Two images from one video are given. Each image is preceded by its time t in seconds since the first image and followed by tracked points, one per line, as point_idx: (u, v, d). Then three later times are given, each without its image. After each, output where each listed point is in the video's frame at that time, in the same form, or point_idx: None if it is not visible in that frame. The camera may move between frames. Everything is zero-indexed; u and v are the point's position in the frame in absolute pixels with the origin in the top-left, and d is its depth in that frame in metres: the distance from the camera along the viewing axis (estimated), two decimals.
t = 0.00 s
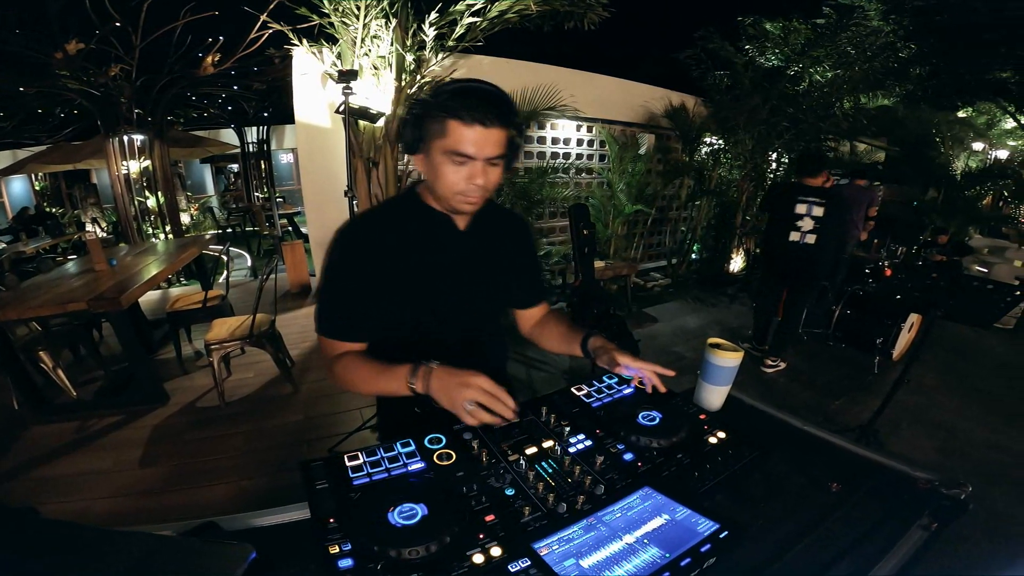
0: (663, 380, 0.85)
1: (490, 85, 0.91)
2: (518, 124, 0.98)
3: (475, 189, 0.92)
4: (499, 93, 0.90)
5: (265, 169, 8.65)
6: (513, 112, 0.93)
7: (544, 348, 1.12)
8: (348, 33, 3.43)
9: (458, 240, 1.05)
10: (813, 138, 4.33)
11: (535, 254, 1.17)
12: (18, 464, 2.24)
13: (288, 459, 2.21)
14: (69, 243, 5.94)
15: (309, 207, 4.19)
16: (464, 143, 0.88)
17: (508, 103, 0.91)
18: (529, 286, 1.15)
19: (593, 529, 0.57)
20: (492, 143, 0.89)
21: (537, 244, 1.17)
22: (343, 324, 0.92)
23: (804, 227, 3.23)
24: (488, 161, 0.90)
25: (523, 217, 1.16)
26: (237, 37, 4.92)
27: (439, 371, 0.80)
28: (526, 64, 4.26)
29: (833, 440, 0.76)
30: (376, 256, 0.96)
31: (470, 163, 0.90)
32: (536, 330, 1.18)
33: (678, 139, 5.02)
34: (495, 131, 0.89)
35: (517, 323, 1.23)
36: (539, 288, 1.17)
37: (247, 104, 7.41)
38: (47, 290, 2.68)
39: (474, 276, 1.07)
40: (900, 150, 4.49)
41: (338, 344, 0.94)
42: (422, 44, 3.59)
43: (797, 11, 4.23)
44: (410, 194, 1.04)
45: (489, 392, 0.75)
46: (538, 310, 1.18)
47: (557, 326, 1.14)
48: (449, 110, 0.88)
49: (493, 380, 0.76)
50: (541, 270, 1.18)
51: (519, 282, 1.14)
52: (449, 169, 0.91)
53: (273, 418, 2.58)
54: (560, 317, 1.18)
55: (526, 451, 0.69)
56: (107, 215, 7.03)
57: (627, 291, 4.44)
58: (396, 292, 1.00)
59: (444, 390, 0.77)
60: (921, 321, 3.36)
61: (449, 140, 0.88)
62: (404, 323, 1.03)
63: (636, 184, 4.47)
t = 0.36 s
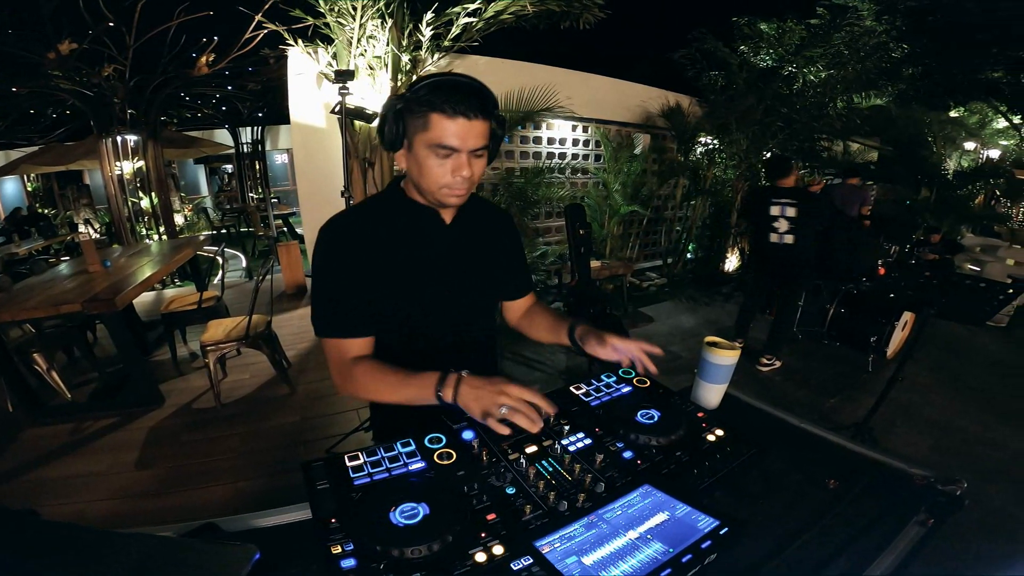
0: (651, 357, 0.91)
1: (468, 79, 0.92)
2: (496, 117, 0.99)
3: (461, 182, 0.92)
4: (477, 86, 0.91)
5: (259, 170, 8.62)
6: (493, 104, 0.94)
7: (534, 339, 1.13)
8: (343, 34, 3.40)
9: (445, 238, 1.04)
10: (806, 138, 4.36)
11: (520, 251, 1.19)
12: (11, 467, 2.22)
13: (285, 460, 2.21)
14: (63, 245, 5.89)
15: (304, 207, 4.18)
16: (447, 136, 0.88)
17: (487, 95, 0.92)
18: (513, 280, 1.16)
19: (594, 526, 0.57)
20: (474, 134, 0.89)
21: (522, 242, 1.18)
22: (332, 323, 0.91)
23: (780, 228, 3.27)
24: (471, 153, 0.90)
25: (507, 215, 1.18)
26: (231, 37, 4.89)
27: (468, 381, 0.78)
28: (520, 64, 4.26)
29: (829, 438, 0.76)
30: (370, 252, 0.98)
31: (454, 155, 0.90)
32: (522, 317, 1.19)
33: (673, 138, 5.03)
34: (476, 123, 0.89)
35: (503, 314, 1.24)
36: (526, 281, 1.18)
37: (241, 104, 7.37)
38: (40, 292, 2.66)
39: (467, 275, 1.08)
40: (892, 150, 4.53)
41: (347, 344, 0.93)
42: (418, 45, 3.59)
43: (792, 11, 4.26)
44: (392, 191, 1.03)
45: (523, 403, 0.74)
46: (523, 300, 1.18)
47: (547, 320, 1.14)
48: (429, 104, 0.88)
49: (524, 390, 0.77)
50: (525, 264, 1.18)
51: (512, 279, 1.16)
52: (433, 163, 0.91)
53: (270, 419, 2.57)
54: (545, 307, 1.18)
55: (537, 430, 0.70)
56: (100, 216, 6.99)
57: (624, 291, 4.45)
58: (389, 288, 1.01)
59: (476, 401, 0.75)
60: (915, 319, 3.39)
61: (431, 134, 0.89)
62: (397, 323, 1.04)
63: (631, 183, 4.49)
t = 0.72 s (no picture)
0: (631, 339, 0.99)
1: (484, 83, 0.93)
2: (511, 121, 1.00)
3: (477, 184, 0.92)
4: (493, 91, 0.92)
5: (254, 170, 8.58)
6: (508, 109, 0.95)
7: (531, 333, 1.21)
8: (339, 34, 3.39)
9: (457, 238, 1.05)
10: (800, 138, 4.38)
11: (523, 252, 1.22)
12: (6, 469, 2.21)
13: (282, 461, 2.20)
14: (55, 246, 5.84)
15: (299, 208, 4.16)
16: (465, 138, 0.89)
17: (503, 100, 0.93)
18: (517, 278, 1.19)
19: (595, 524, 0.58)
20: (490, 136, 0.90)
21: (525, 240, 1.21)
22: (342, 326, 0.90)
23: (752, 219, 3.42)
24: (488, 156, 0.91)
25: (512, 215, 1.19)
26: (225, 36, 4.89)
27: (481, 391, 0.78)
28: (515, 64, 4.27)
29: (826, 436, 0.77)
30: (381, 256, 0.97)
31: (470, 158, 0.90)
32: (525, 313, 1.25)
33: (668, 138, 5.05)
34: (493, 126, 0.90)
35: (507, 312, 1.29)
36: (528, 278, 1.22)
37: (235, 104, 7.34)
38: (34, 294, 2.63)
39: (473, 274, 1.08)
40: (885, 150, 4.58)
41: (356, 348, 0.92)
42: (414, 45, 3.59)
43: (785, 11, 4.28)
44: (407, 192, 1.04)
45: (529, 417, 0.72)
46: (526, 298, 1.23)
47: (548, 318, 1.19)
48: (447, 108, 0.89)
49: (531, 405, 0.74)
50: (528, 265, 1.23)
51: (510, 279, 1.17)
52: (449, 165, 0.91)
53: (266, 420, 2.56)
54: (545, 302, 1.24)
55: (529, 448, 0.68)
56: (93, 217, 6.93)
57: (619, 291, 4.46)
58: (396, 290, 0.99)
59: (487, 410, 0.74)
60: (909, 318, 3.42)
61: (450, 136, 0.89)
62: (405, 323, 1.03)
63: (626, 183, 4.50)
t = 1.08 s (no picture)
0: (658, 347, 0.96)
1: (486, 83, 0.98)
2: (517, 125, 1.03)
3: (468, 172, 0.94)
4: (493, 87, 0.96)
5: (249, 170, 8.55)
6: (509, 106, 0.98)
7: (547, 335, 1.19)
8: (334, 34, 3.38)
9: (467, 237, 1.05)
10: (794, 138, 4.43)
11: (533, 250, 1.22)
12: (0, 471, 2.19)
13: (279, 463, 2.19)
14: (47, 247, 5.79)
15: (295, 209, 4.14)
16: (460, 126, 0.93)
17: (504, 97, 0.97)
18: (530, 278, 1.18)
19: (595, 522, 0.58)
20: (483, 124, 0.93)
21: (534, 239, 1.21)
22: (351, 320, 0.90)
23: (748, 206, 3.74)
24: (479, 144, 0.93)
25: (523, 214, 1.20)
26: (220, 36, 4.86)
27: (479, 386, 0.79)
28: (511, 64, 4.27)
29: (821, 433, 0.78)
30: (394, 253, 0.97)
31: (464, 146, 0.93)
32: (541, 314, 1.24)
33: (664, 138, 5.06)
34: (487, 116, 0.93)
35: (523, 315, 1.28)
36: (540, 279, 1.20)
37: (230, 104, 7.31)
38: (28, 295, 2.62)
39: (480, 272, 1.07)
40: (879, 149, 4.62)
41: (364, 343, 0.92)
42: (410, 44, 3.58)
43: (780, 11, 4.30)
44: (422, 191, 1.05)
45: (530, 409, 0.75)
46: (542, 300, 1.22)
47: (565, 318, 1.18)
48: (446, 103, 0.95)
49: (528, 397, 0.78)
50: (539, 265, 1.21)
51: (514, 280, 1.15)
52: (445, 155, 0.95)
53: (263, 421, 2.55)
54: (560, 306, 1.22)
55: (538, 437, 0.71)
56: (86, 218, 6.88)
57: (615, 290, 4.47)
58: (403, 288, 0.99)
59: (484, 405, 0.76)
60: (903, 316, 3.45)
61: (447, 125, 0.94)
62: (410, 320, 1.03)
63: (622, 183, 4.50)
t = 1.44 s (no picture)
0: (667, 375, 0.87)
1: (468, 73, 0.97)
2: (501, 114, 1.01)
3: (450, 164, 0.93)
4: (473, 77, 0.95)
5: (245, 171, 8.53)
6: (491, 96, 0.97)
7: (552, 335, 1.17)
8: (332, 34, 3.38)
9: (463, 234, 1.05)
10: (790, 138, 4.47)
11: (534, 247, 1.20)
12: None
13: (277, 463, 2.19)
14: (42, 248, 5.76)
15: (292, 210, 4.13)
16: (439, 119, 0.92)
17: (484, 87, 0.96)
18: (530, 277, 1.17)
19: (596, 520, 0.58)
20: (463, 115, 0.92)
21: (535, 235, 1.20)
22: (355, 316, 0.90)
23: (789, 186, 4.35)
24: (459, 135, 0.92)
25: (521, 210, 1.19)
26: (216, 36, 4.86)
27: (483, 387, 0.78)
28: (509, 64, 4.27)
29: (819, 431, 0.78)
30: (392, 248, 0.96)
31: (443, 138, 0.92)
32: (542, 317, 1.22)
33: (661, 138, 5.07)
34: (466, 106, 0.92)
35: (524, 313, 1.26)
36: (542, 276, 1.19)
37: (226, 104, 7.30)
38: (23, 296, 2.60)
39: (481, 268, 1.08)
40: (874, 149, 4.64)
41: (368, 339, 0.92)
42: (408, 45, 3.59)
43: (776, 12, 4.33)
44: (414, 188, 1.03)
45: (529, 416, 0.73)
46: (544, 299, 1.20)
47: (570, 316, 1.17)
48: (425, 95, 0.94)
49: (530, 404, 0.75)
50: (541, 263, 1.20)
51: (513, 280, 1.15)
52: (427, 148, 0.95)
53: (261, 422, 2.55)
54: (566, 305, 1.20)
55: (528, 445, 0.69)
56: (82, 218, 6.85)
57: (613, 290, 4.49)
58: (405, 287, 0.99)
59: (484, 407, 0.75)
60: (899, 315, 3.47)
61: (427, 118, 0.93)
62: (413, 316, 1.03)
63: (620, 183, 4.52)
